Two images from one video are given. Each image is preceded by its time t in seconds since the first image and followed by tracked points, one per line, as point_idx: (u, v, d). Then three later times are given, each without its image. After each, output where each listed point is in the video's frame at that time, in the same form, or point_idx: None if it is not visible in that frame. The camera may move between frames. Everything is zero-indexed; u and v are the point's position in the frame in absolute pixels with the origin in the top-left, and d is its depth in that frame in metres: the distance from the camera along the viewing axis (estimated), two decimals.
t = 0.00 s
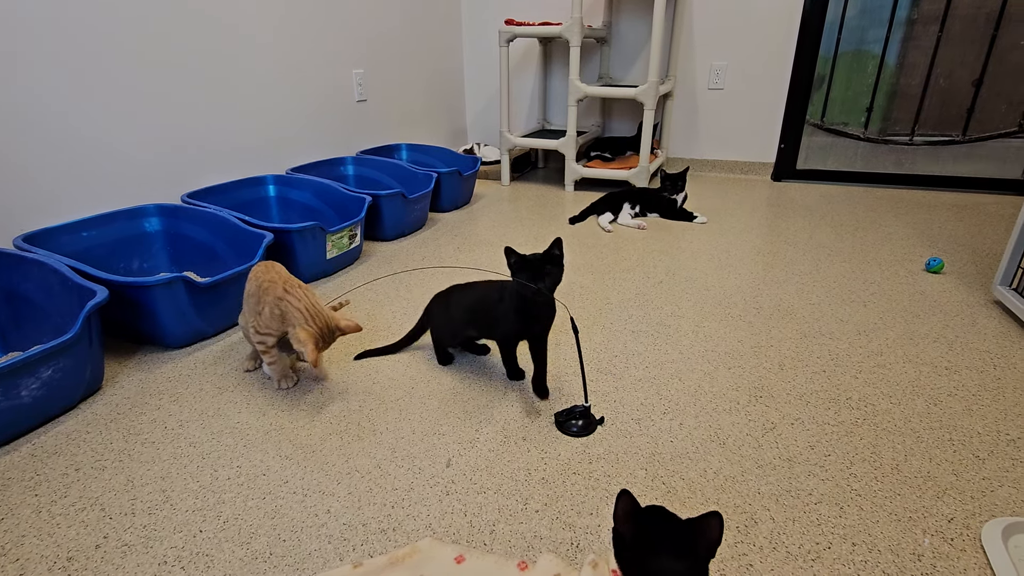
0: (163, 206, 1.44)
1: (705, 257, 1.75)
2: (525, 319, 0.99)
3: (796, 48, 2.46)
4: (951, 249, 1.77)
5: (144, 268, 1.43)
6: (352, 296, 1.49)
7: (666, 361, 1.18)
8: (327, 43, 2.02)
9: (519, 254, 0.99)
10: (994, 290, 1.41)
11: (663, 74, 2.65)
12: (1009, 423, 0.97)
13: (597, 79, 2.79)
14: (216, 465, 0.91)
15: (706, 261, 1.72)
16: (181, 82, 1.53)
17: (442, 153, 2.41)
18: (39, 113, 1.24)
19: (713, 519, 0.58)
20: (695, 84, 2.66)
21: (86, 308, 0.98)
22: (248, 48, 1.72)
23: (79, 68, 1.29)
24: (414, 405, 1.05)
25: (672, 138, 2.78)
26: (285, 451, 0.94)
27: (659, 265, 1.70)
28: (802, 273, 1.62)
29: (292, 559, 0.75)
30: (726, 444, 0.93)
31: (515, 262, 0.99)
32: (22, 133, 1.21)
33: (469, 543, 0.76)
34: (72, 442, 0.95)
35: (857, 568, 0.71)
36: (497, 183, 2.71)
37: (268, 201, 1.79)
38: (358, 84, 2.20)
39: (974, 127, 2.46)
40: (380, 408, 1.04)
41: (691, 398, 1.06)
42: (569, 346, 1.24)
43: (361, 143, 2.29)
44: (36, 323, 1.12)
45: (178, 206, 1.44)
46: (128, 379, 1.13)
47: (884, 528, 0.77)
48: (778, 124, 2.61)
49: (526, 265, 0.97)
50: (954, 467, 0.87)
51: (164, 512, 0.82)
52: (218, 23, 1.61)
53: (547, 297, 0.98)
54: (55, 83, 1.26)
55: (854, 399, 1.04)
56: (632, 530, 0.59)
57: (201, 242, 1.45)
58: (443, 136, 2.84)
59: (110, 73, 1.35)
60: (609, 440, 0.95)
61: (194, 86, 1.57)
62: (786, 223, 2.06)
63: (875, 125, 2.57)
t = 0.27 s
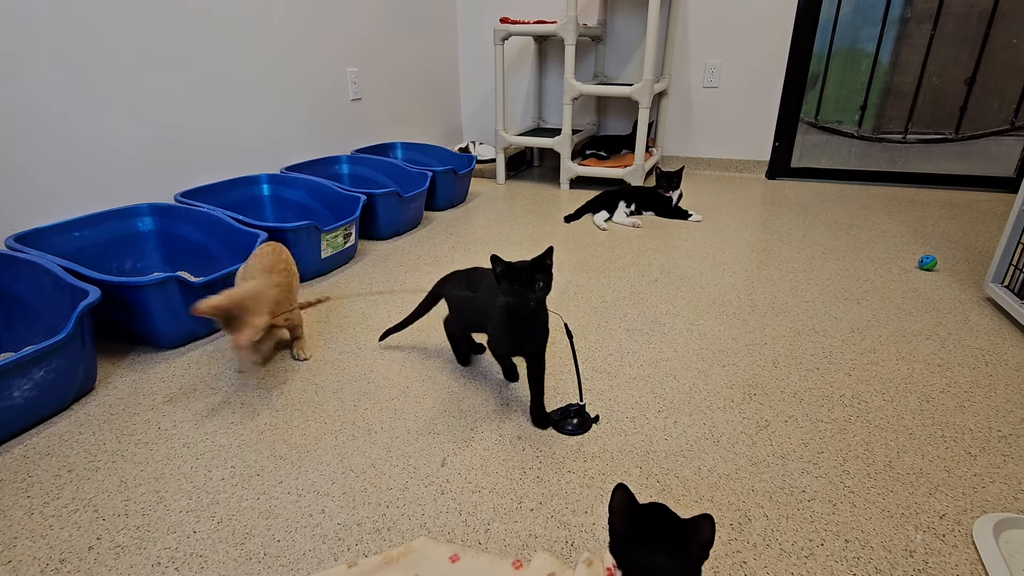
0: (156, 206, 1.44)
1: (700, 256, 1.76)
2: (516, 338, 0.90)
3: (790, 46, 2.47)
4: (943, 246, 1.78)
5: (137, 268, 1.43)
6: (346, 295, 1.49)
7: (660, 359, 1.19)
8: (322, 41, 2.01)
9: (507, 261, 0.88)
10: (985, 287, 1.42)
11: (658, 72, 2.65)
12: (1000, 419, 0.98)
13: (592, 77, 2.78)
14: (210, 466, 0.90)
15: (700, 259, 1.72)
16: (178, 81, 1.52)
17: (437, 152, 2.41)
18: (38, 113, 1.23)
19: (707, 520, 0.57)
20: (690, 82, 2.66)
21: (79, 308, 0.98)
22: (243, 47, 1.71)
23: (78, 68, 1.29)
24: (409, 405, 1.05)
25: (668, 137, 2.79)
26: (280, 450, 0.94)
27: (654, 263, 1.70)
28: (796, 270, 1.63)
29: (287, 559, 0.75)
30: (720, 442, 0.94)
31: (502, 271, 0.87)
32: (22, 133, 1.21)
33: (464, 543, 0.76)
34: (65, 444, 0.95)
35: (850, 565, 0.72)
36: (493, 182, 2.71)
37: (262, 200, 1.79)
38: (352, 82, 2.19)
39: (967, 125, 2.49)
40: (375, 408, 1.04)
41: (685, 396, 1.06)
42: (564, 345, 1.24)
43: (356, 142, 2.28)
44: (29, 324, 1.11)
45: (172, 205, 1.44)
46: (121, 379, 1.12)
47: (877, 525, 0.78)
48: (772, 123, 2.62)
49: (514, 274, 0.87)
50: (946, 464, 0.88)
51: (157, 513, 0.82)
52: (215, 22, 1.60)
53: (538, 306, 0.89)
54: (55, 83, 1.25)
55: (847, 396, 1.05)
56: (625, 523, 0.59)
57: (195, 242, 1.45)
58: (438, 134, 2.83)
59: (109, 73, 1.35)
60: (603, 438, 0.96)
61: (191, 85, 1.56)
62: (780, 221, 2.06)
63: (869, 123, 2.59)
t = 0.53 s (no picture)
0: (146, 204, 1.42)
1: (693, 252, 1.76)
2: (502, 335, 0.89)
3: (784, 44, 2.47)
4: (935, 242, 1.79)
5: (127, 267, 1.41)
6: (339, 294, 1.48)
7: (653, 356, 1.19)
8: (315, 38, 2.00)
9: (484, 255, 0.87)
10: (976, 283, 1.43)
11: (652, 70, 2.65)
12: (991, 414, 0.98)
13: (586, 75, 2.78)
14: (200, 466, 0.90)
15: (693, 256, 1.72)
16: (174, 80, 1.52)
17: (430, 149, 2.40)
18: (37, 114, 1.24)
19: (696, 517, 0.57)
20: (684, 79, 2.66)
21: (67, 307, 0.97)
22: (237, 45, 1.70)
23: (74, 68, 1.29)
24: (401, 403, 1.04)
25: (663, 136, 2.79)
26: (271, 450, 0.93)
27: (648, 260, 1.70)
28: (788, 267, 1.63)
29: (277, 559, 0.74)
30: (712, 438, 0.94)
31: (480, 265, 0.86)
32: (22, 133, 1.22)
33: (455, 541, 0.76)
34: (53, 444, 0.94)
35: (842, 560, 0.72)
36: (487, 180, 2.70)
37: (254, 198, 1.78)
38: (346, 79, 2.17)
39: (959, 122, 2.50)
40: (367, 406, 1.04)
41: (677, 392, 1.06)
42: (557, 342, 1.23)
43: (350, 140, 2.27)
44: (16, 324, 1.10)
45: (163, 204, 1.42)
46: (110, 379, 1.11)
47: (868, 519, 0.78)
48: (766, 120, 2.62)
49: (488, 266, 0.85)
50: (936, 459, 0.88)
51: (146, 514, 0.81)
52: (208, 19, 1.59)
53: (519, 296, 0.86)
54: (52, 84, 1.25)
55: (839, 392, 1.05)
56: (615, 520, 0.59)
57: (186, 240, 1.44)
58: (432, 132, 2.82)
59: (104, 72, 1.35)
60: (596, 435, 0.95)
61: (185, 83, 1.56)
62: (773, 218, 2.07)
63: (861, 120, 2.59)
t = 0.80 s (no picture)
0: (137, 203, 1.41)
1: (686, 250, 1.76)
2: (490, 335, 0.88)
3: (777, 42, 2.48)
4: (926, 239, 1.79)
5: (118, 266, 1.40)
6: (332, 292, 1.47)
7: (647, 352, 1.19)
8: (309, 36, 1.99)
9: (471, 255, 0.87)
10: (967, 279, 1.44)
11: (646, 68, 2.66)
12: (980, 409, 0.99)
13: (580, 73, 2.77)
14: (190, 465, 0.89)
15: (686, 254, 1.73)
16: (171, 80, 1.53)
17: (425, 148, 2.39)
18: (31, 114, 1.24)
19: (684, 512, 0.57)
20: (678, 77, 2.66)
21: (55, 306, 0.96)
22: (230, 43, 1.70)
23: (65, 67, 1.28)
24: (393, 401, 1.04)
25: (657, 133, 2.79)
26: (262, 448, 0.93)
27: (641, 258, 1.70)
28: (780, 264, 1.64)
29: (267, 558, 0.74)
30: (704, 434, 0.94)
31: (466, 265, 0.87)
32: (24, 132, 1.23)
33: (446, 538, 0.76)
34: (42, 444, 0.93)
35: (832, 554, 0.72)
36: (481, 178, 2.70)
37: (247, 196, 1.76)
38: (338, 77, 2.17)
39: (950, 119, 2.53)
40: (359, 404, 1.03)
41: (670, 389, 1.06)
42: (550, 339, 1.23)
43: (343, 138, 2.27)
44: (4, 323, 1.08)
45: (154, 203, 1.41)
46: (100, 378, 1.11)
47: (857, 513, 0.78)
48: (759, 118, 2.63)
49: (474, 265, 0.85)
50: (926, 453, 0.89)
51: (136, 513, 0.80)
52: (200, 17, 1.58)
53: (504, 298, 0.86)
54: (44, 83, 1.25)
55: (830, 388, 1.06)
56: (604, 516, 0.59)
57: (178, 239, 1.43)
58: (426, 131, 2.82)
59: (103, 73, 1.36)
60: (588, 431, 0.95)
61: (183, 84, 1.57)
62: (766, 215, 2.07)
63: (854, 118, 2.62)
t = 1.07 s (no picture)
0: (129, 201, 1.40)
1: (680, 247, 1.76)
2: (485, 345, 0.88)
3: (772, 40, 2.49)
4: (919, 236, 1.80)
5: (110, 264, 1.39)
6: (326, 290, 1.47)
7: (640, 349, 1.19)
8: (303, 34, 1.99)
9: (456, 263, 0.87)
10: (958, 275, 1.44)
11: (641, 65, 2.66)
12: (970, 404, 0.99)
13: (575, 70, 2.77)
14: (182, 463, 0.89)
15: (680, 251, 1.73)
16: (168, 79, 1.53)
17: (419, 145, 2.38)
18: (30, 113, 1.24)
19: (671, 506, 0.57)
20: (673, 75, 2.66)
21: (45, 305, 0.96)
22: (225, 41, 1.69)
23: (63, 67, 1.28)
24: (387, 398, 1.04)
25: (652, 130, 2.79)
26: (254, 446, 0.92)
27: (635, 255, 1.70)
28: (774, 260, 1.64)
29: (259, 555, 0.74)
30: (697, 430, 0.94)
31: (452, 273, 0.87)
32: (24, 132, 1.24)
33: (438, 535, 0.76)
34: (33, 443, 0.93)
35: (821, 549, 0.72)
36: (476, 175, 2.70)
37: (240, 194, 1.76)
38: (333, 75, 2.16)
39: (943, 116, 2.52)
40: (352, 402, 1.03)
41: (663, 385, 1.06)
42: (544, 336, 1.23)
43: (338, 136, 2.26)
44: None
45: (146, 201, 1.41)
46: (92, 377, 1.10)
47: (847, 508, 0.78)
48: (754, 115, 2.64)
49: (460, 275, 0.85)
50: (916, 448, 0.89)
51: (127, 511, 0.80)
52: (195, 16, 1.58)
53: (495, 308, 0.86)
54: (43, 82, 1.25)
55: (822, 383, 1.06)
56: (593, 512, 0.59)
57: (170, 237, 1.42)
58: (422, 128, 2.81)
59: (101, 72, 1.36)
60: (581, 428, 0.96)
61: (180, 83, 1.57)
62: (760, 212, 2.08)
63: (847, 115, 2.60)
